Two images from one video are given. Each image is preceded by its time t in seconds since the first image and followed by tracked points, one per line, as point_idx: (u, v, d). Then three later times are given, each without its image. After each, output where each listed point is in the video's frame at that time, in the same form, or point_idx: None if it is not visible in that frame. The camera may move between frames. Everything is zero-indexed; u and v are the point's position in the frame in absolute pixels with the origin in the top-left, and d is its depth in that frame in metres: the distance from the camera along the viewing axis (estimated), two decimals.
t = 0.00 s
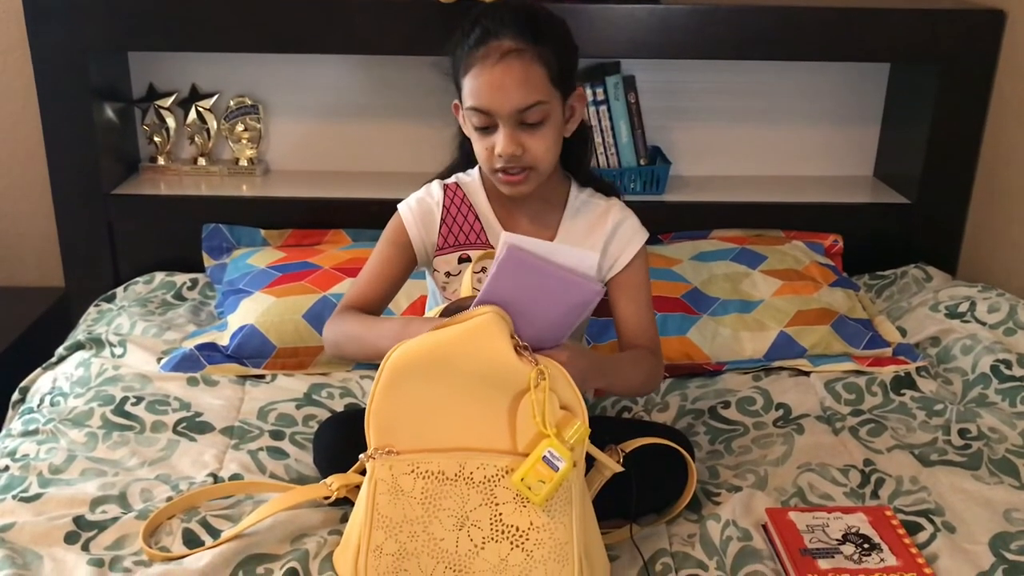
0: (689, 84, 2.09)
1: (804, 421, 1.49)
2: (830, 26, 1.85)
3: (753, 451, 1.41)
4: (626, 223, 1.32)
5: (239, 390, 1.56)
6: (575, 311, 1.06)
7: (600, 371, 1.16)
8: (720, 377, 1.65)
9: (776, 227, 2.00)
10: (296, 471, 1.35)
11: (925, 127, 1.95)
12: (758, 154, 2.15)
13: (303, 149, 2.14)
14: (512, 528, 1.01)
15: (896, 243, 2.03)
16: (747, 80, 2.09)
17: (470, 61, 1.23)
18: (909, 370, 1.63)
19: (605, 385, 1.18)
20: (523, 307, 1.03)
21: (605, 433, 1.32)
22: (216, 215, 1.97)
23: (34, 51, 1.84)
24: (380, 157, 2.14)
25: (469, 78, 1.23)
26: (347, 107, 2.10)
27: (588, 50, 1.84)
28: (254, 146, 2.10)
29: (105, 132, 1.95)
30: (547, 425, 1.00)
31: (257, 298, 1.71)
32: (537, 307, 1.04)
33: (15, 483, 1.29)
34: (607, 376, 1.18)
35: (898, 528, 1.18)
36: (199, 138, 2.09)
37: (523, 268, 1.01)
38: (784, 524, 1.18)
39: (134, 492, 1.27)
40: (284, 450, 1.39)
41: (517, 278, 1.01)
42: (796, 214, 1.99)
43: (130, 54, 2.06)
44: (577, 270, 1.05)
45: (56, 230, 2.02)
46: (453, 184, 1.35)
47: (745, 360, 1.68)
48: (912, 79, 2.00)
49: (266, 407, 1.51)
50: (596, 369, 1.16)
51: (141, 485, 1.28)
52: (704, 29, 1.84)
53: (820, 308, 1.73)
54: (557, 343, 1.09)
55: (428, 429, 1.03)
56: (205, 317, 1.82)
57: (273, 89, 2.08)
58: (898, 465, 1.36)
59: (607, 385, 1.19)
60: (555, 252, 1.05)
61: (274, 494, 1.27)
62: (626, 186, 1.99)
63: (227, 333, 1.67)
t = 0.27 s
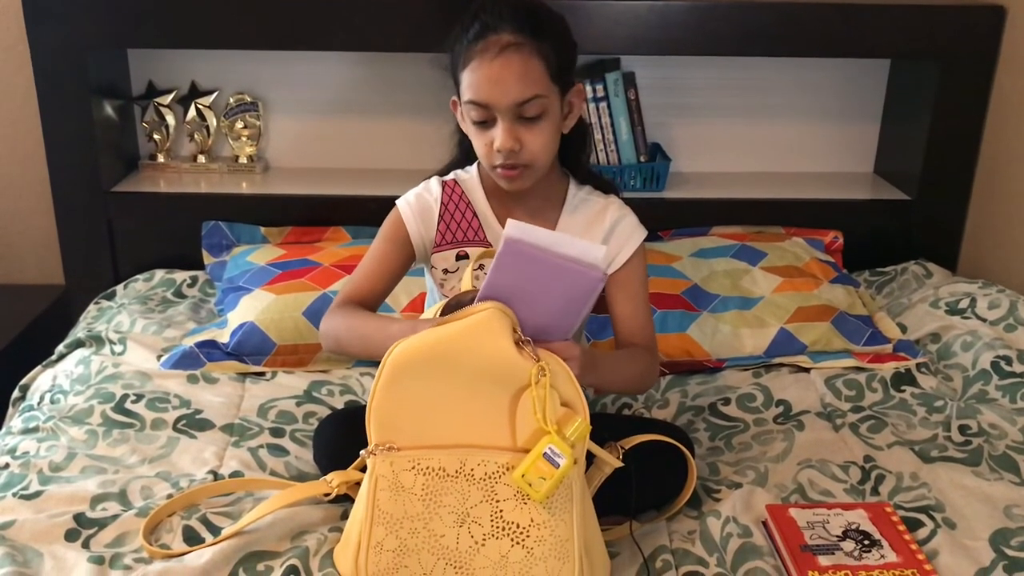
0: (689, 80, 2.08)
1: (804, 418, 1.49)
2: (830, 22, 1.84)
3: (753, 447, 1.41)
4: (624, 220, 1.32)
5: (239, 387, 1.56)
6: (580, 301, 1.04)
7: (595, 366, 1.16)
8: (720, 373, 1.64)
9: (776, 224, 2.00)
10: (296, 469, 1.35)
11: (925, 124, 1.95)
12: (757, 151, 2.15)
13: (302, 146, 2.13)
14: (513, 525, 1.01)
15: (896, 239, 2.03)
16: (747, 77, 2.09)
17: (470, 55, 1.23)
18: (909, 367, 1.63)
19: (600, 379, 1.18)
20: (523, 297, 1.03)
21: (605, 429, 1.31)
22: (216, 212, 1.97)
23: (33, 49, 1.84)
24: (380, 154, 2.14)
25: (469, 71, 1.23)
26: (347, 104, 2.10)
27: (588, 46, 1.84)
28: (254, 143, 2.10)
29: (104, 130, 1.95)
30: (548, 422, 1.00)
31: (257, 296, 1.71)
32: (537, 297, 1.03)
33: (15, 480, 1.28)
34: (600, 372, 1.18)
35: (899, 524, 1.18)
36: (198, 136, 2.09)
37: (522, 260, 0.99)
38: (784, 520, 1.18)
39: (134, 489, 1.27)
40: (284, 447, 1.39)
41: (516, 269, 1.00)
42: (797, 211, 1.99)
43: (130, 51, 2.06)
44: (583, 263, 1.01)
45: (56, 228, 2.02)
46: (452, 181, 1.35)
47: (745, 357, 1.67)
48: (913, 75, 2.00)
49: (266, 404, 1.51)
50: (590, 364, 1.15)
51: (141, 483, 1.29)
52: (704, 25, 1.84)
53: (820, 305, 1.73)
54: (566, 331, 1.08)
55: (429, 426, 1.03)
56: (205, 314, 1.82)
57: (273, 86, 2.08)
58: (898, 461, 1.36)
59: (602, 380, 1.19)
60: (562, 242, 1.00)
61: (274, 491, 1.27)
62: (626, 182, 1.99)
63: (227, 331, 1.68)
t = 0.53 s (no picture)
0: (691, 78, 2.08)
1: (806, 416, 1.49)
2: (832, 20, 1.84)
3: (755, 445, 1.41)
4: (626, 219, 1.32)
5: (241, 384, 1.56)
6: (612, 299, 0.98)
7: (598, 363, 1.16)
8: (723, 371, 1.64)
9: (778, 222, 2.00)
10: (299, 467, 1.35)
11: (927, 122, 1.94)
12: (759, 149, 2.15)
13: (304, 144, 2.13)
14: (515, 522, 1.01)
15: (899, 238, 2.03)
16: (749, 75, 2.08)
17: (470, 50, 1.23)
18: (912, 365, 1.63)
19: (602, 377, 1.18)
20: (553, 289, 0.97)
21: (607, 428, 1.31)
22: (218, 209, 1.97)
23: (35, 46, 1.84)
24: (382, 152, 2.14)
25: (469, 65, 1.22)
26: (348, 102, 2.10)
27: (590, 44, 1.84)
28: (256, 141, 2.10)
29: (106, 127, 1.95)
30: (549, 418, 0.99)
31: (259, 294, 1.71)
32: (568, 290, 0.97)
33: (17, 478, 1.28)
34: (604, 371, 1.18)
35: (901, 523, 1.18)
36: (200, 133, 2.09)
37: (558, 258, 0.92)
38: (787, 519, 1.18)
39: (136, 487, 1.27)
40: (286, 445, 1.39)
41: (549, 266, 0.93)
42: (799, 209, 1.99)
43: (131, 49, 2.06)
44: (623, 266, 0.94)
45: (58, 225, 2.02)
46: (452, 180, 1.35)
47: (747, 355, 1.67)
48: (915, 73, 1.99)
49: (268, 402, 1.51)
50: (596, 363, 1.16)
51: (144, 481, 1.29)
52: (706, 23, 1.84)
53: (822, 303, 1.73)
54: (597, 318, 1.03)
55: (430, 424, 1.03)
56: (207, 312, 1.82)
57: (275, 84, 2.08)
58: (901, 459, 1.36)
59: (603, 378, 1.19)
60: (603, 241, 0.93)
61: (276, 489, 1.27)
62: (628, 180, 1.99)
63: (228, 329, 1.68)
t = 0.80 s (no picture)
0: (694, 78, 2.08)
1: (809, 416, 1.49)
2: (835, 20, 1.84)
3: (758, 446, 1.41)
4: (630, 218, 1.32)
5: (245, 384, 1.56)
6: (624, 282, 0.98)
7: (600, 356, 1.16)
8: (725, 372, 1.64)
9: (781, 223, 2.00)
10: (302, 466, 1.35)
11: (930, 123, 1.94)
12: (762, 149, 2.15)
13: (307, 144, 2.14)
14: (518, 521, 1.01)
15: (901, 238, 2.03)
16: (752, 75, 2.08)
17: (482, 47, 1.23)
18: (914, 366, 1.63)
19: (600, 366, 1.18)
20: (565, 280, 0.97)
21: (610, 428, 1.32)
22: (220, 209, 1.97)
23: (39, 46, 1.84)
24: (385, 152, 2.14)
25: (482, 62, 1.22)
26: (351, 102, 2.10)
27: (592, 44, 1.84)
28: (259, 140, 2.10)
29: (110, 127, 1.95)
30: (552, 417, 0.99)
31: (262, 293, 1.71)
32: (576, 279, 0.97)
33: (21, 477, 1.29)
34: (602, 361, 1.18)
35: (904, 524, 1.18)
36: (203, 133, 2.09)
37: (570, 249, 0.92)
38: (790, 519, 1.18)
39: (140, 486, 1.27)
40: (289, 445, 1.39)
41: (557, 256, 0.93)
42: (802, 209, 1.99)
43: (134, 49, 2.06)
44: (630, 248, 0.93)
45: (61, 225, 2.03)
46: (456, 179, 1.35)
47: (750, 355, 1.67)
48: (918, 74, 1.99)
49: (271, 402, 1.51)
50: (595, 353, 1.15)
51: (147, 480, 1.29)
52: (708, 24, 1.84)
53: (825, 303, 1.73)
54: (604, 306, 1.03)
55: (434, 422, 1.03)
56: (210, 312, 1.82)
57: (278, 84, 2.08)
58: (903, 460, 1.36)
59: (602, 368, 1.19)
60: (612, 225, 0.93)
61: (279, 488, 1.27)
62: (631, 180, 1.99)
63: (232, 328, 1.68)
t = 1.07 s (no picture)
0: (696, 78, 2.08)
1: (811, 417, 1.49)
2: (838, 21, 1.84)
3: (760, 446, 1.41)
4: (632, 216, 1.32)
5: (246, 384, 1.56)
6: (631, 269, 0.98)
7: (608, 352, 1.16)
8: (728, 372, 1.64)
9: (783, 223, 2.00)
10: (304, 466, 1.35)
11: (933, 123, 1.94)
12: (764, 149, 2.15)
13: (309, 143, 2.14)
14: (521, 522, 1.01)
15: (904, 239, 2.03)
16: (754, 75, 2.08)
17: (490, 42, 1.23)
18: (917, 366, 1.63)
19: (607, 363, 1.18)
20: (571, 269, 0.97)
21: (610, 429, 1.32)
22: (222, 208, 1.97)
23: (41, 46, 1.84)
24: (387, 152, 2.14)
25: (490, 56, 1.22)
26: (353, 102, 2.10)
27: (594, 44, 1.84)
28: (261, 140, 2.10)
29: (112, 127, 1.95)
30: (555, 417, 1.00)
31: (264, 293, 1.71)
32: (584, 270, 0.97)
33: (23, 477, 1.29)
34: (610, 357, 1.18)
35: (907, 525, 1.18)
36: (205, 133, 2.09)
37: (577, 237, 0.92)
38: (792, 519, 1.18)
39: (142, 486, 1.27)
40: (291, 445, 1.39)
41: (567, 247, 0.93)
42: (804, 209, 1.98)
43: (136, 48, 2.06)
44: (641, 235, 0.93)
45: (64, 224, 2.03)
46: (458, 176, 1.34)
47: (752, 356, 1.67)
48: (921, 74, 1.99)
49: (273, 402, 1.51)
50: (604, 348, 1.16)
51: (149, 480, 1.29)
52: (711, 24, 1.83)
53: (827, 304, 1.72)
54: (615, 295, 1.03)
55: (438, 422, 1.03)
56: (212, 311, 1.82)
57: (281, 84, 2.08)
58: (906, 460, 1.36)
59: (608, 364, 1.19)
60: (619, 211, 0.93)
61: (281, 488, 1.27)
62: (633, 180, 1.99)
63: (234, 328, 1.68)
